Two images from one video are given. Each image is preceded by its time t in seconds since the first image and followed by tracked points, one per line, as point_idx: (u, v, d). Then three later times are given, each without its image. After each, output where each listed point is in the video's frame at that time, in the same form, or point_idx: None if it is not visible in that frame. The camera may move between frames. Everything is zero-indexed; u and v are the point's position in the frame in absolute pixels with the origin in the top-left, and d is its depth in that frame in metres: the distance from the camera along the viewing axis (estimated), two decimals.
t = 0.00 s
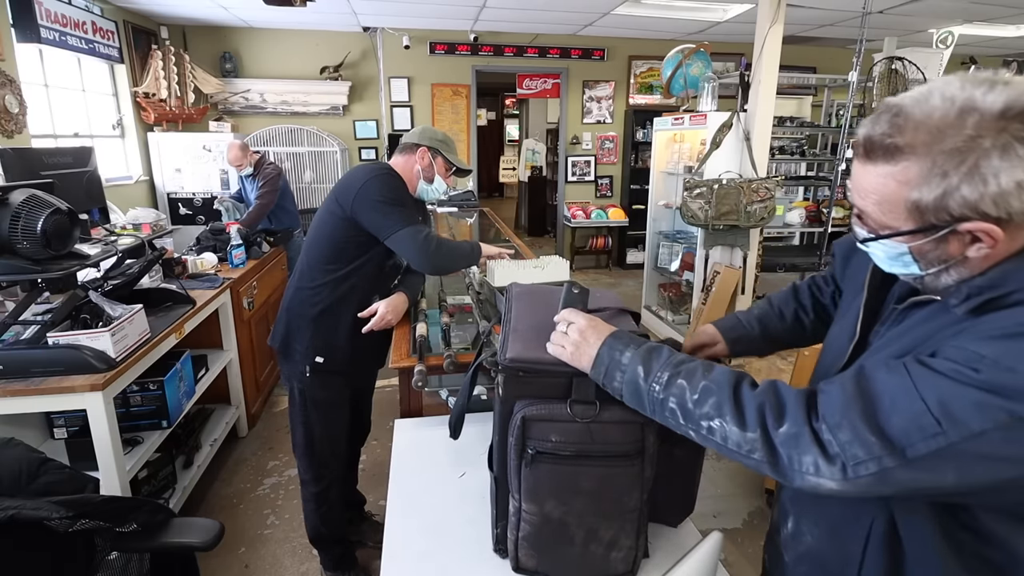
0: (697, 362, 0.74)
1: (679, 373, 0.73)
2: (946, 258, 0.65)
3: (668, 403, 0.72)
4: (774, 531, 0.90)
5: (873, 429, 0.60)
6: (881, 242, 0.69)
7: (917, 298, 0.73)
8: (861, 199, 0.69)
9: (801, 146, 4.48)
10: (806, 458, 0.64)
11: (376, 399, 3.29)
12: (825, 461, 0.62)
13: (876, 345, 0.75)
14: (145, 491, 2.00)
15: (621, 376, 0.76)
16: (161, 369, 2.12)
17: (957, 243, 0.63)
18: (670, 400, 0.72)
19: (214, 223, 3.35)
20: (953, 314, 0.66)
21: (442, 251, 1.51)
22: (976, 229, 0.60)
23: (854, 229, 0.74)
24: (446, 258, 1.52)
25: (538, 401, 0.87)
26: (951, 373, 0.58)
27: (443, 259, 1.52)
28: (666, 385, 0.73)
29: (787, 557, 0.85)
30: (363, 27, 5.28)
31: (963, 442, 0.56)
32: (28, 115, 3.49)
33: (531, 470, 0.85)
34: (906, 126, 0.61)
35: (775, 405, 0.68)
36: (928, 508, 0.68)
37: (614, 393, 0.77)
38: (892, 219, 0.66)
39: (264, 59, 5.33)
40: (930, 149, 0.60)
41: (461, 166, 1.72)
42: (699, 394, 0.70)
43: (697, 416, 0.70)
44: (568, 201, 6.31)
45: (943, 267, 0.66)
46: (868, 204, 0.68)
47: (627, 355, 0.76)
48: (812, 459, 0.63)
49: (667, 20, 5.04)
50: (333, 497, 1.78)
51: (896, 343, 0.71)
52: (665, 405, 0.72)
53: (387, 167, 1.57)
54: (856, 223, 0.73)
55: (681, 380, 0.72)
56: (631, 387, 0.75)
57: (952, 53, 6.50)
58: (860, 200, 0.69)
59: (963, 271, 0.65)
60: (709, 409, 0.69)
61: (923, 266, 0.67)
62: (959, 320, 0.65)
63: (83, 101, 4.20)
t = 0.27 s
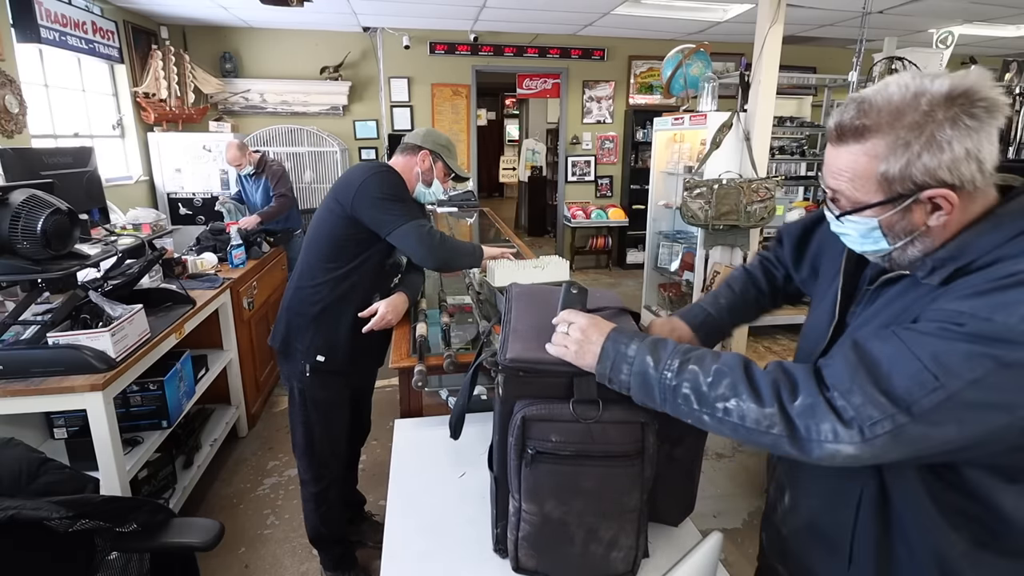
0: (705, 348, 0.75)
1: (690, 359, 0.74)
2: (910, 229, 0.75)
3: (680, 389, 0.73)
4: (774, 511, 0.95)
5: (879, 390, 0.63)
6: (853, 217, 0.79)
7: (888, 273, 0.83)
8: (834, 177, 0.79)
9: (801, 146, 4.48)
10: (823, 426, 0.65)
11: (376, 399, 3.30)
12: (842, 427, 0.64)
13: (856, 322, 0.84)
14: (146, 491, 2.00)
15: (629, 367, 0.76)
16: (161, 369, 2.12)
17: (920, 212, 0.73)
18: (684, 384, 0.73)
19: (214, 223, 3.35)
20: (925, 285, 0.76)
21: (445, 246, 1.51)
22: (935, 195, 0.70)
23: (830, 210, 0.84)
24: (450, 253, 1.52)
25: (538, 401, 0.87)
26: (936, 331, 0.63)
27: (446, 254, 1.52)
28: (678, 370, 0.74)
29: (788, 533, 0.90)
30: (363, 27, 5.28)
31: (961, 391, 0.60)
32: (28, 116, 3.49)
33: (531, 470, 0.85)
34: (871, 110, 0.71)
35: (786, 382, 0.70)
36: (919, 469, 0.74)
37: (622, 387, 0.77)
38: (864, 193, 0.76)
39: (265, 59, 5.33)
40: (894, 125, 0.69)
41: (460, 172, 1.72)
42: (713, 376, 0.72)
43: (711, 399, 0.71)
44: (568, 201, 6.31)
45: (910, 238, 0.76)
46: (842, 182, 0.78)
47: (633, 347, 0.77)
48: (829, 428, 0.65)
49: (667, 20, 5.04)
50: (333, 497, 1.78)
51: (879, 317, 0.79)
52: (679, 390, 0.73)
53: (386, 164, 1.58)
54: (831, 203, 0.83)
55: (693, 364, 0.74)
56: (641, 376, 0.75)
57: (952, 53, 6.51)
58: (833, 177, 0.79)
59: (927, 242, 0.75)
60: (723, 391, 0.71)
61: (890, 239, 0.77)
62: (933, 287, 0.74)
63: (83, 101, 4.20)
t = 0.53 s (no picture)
0: (734, 343, 0.80)
1: (725, 353, 0.79)
2: (889, 225, 0.85)
3: (719, 383, 0.77)
4: (779, 494, 1.04)
5: (899, 376, 0.71)
6: (836, 218, 0.87)
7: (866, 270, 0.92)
8: (818, 183, 0.87)
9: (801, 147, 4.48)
10: (855, 414, 0.72)
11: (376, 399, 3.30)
12: (874, 413, 0.71)
13: (836, 319, 0.93)
14: (146, 491, 2.00)
15: (664, 362, 0.78)
16: (161, 369, 2.12)
17: (898, 208, 0.83)
18: (722, 378, 0.77)
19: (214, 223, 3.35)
20: (903, 278, 0.86)
21: (434, 245, 1.50)
22: (912, 190, 0.80)
23: (810, 216, 0.93)
24: (442, 254, 1.52)
25: (541, 400, 0.87)
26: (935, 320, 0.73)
27: (435, 254, 1.50)
28: (715, 364, 0.78)
29: (795, 513, 1.00)
30: (363, 27, 5.28)
31: (964, 371, 0.70)
32: (28, 115, 3.48)
33: (533, 469, 0.85)
34: (850, 117, 0.81)
35: (814, 374, 0.76)
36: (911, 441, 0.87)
37: (654, 382, 0.79)
38: (847, 195, 0.84)
39: (265, 59, 5.33)
40: (876, 131, 0.79)
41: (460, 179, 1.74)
42: (750, 369, 0.77)
43: (750, 391, 0.76)
44: (568, 201, 6.31)
45: (886, 236, 0.86)
46: (826, 185, 0.86)
47: (667, 342, 0.79)
48: (862, 415, 0.71)
49: (667, 20, 5.04)
50: (333, 497, 1.78)
51: (867, 311, 0.88)
52: (718, 384, 0.77)
53: (382, 163, 1.58)
54: (812, 209, 0.92)
55: (729, 359, 0.78)
56: (677, 370, 0.78)
57: (952, 53, 6.50)
58: (815, 184, 0.88)
59: (902, 238, 0.86)
60: (762, 383, 0.76)
61: (869, 237, 0.87)
62: (917, 282, 0.84)
63: (83, 101, 4.20)
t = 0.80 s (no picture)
0: (742, 348, 0.81)
1: (735, 360, 0.79)
2: (875, 235, 0.85)
3: (730, 391, 0.78)
4: (777, 484, 1.05)
5: (900, 380, 0.74)
6: (826, 221, 0.88)
7: (857, 271, 0.93)
8: (814, 185, 0.88)
9: (801, 147, 4.48)
10: (860, 417, 0.74)
11: (376, 399, 3.29)
12: (876, 417, 0.73)
13: (825, 320, 0.95)
14: (145, 491, 2.00)
15: (675, 369, 0.79)
16: (161, 369, 2.12)
17: (886, 221, 0.83)
18: (733, 385, 0.78)
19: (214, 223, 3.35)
20: (897, 281, 0.86)
21: (402, 255, 1.48)
22: (900, 208, 0.80)
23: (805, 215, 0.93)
24: (402, 268, 1.48)
25: (540, 401, 0.87)
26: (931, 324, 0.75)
27: (403, 263, 1.48)
28: (726, 372, 0.79)
29: (795, 503, 1.02)
30: (363, 27, 5.28)
31: (959, 373, 0.73)
32: (28, 115, 3.48)
33: (532, 470, 0.85)
34: (856, 127, 0.80)
35: (821, 378, 0.77)
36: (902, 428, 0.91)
37: (664, 390, 0.80)
38: (840, 202, 0.85)
39: (264, 59, 5.33)
40: (877, 143, 0.79)
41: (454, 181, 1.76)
42: (760, 376, 0.78)
43: (761, 398, 0.78)
44: (568, 201, 6.31)
45: (872, 243, 0.87)
46: (822, 190, 0.87)
47: (676, 350, 0.80)
48: (866, 418, 0.74)
49: (668, 20, 5.04)
50: (332, 497, 1.78)
51: (860, 314, 0.89)
52: (729, 392, 0.78)
53: (371, 165, 1.57)
54: (807, 209, 0.92)
55: (739, 365, 0.79)
56: (688, 379, 0.79)
57: (952, 53, 6.50)
58: (813, 185, 0.88)
59: (886, 245, 0.87)
60: (772, 389, 0.77)
61: (856, 243, 0.88)
62: (913, 286, 0.85)
63: (83, 101, 4.20)
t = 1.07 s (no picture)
0: (737, 350, 0.80)
1: (732, 363, 0.79)
2: (869, 219, 0.88)
3: (725, 393, 0.78)
4: (751, 466, 1.09)
5: (897, 388, 0.73)
6: (828, 194, 0.91)
7: (860, 266, 0.93)
8: (827, 153, 0.91)
9: (801, 146, 4.47)
10: (855, 426, 0.74)
11: (375, 399, 3.29)
12: (873, 426, 0.73)
13: (825, 311, 0.95)
14: (146, 491, 2.00)
15: (669, 371, 0.79)
16: (161, 369, 2.12)
17: (881, 206, 0.86)
18: (727, 389, 0.78)
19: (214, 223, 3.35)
20: (900, 280, 0.87)
21: (370, 270, 1.49)
22: (895, 195, 0.83)
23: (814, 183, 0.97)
24: (368, 281, 1.49)
25: (539, 401, 0.87)
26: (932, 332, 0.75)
27: (370, 277, 1.49)
28: (721, 375, 0.79)
29: (767, 486, 1.06)
30: (363, 27, 5.28)
31: (957, 384, 0.73)
32: (28, 115, 3.48)
33: (532, 470, 0.85)
34: (879, 104, 0.82)
35: (818, 382, 0.77)
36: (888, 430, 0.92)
37: (656, 391, 0.80)
38: (845, 175, 0.88)
39: (264, 59, 5.33)
40: (890, 125, 0.81)
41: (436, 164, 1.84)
42: (755, 381, 0.78)
43: (755, 402, 0.78)
44: (568, 201, 6.31)
45: (867, 226, 0.90)
46: (832, 161, 0.90)
47: (671, 352, 0.80)
48: (861, 427, 0.73)
49: (668, 20, 5.04)
50: (332, 497, 1.77)
51: (858, 314, 0.90)
52: (723, 395, 0.78)
53: (363, 168, 1.58)
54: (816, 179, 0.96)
55: (736, 369, 0.79)
56: (683, 380, 0.79)
57: (952, 52, 6.50)
58: (827, 154, 0.91)
59: (881, 232, 0.89)
60: (766, 394, 0.77)
61: (851, 223, 0.91)
62: (911, 288, 0.85)
63: (83, 101, 4.20)
